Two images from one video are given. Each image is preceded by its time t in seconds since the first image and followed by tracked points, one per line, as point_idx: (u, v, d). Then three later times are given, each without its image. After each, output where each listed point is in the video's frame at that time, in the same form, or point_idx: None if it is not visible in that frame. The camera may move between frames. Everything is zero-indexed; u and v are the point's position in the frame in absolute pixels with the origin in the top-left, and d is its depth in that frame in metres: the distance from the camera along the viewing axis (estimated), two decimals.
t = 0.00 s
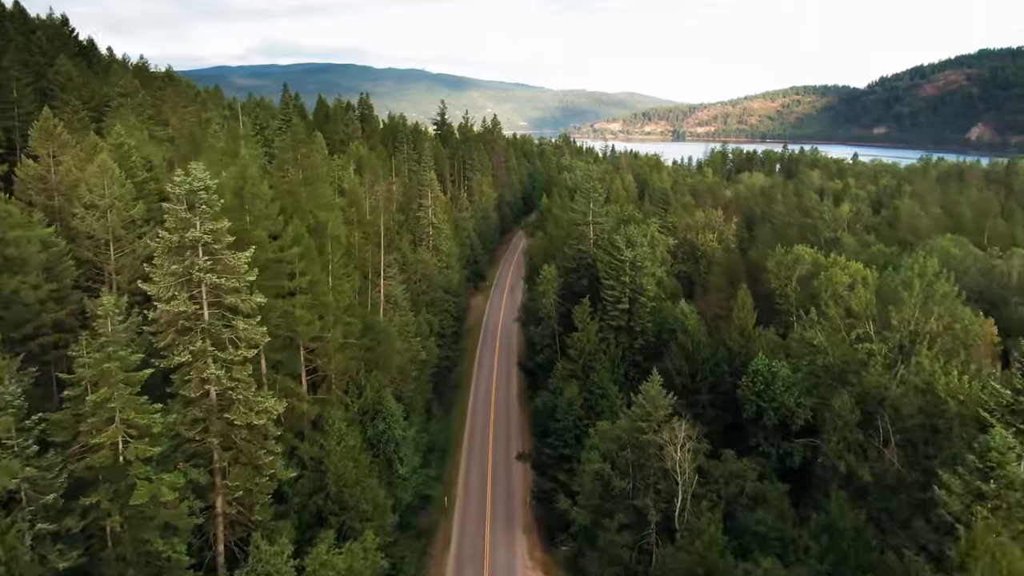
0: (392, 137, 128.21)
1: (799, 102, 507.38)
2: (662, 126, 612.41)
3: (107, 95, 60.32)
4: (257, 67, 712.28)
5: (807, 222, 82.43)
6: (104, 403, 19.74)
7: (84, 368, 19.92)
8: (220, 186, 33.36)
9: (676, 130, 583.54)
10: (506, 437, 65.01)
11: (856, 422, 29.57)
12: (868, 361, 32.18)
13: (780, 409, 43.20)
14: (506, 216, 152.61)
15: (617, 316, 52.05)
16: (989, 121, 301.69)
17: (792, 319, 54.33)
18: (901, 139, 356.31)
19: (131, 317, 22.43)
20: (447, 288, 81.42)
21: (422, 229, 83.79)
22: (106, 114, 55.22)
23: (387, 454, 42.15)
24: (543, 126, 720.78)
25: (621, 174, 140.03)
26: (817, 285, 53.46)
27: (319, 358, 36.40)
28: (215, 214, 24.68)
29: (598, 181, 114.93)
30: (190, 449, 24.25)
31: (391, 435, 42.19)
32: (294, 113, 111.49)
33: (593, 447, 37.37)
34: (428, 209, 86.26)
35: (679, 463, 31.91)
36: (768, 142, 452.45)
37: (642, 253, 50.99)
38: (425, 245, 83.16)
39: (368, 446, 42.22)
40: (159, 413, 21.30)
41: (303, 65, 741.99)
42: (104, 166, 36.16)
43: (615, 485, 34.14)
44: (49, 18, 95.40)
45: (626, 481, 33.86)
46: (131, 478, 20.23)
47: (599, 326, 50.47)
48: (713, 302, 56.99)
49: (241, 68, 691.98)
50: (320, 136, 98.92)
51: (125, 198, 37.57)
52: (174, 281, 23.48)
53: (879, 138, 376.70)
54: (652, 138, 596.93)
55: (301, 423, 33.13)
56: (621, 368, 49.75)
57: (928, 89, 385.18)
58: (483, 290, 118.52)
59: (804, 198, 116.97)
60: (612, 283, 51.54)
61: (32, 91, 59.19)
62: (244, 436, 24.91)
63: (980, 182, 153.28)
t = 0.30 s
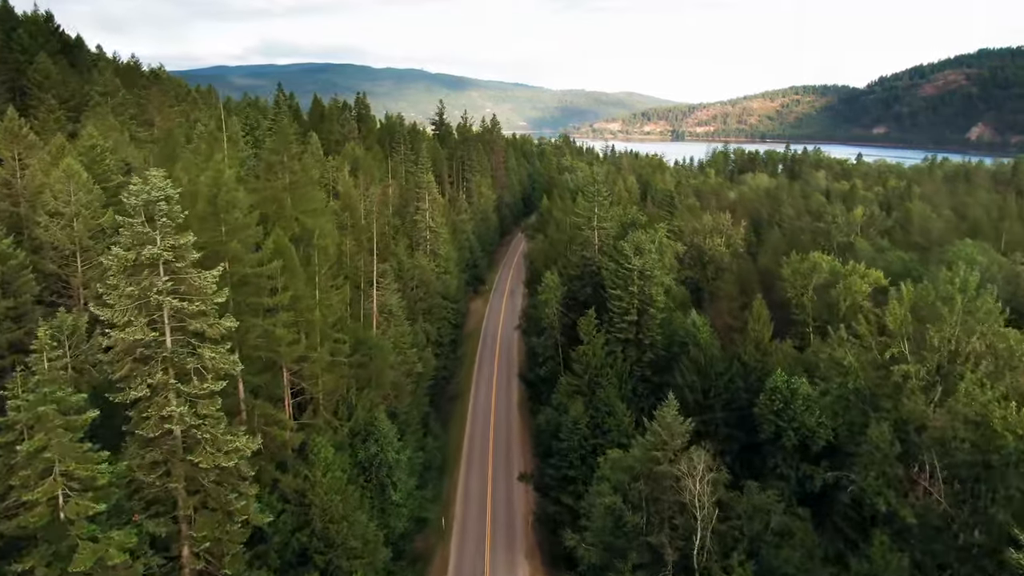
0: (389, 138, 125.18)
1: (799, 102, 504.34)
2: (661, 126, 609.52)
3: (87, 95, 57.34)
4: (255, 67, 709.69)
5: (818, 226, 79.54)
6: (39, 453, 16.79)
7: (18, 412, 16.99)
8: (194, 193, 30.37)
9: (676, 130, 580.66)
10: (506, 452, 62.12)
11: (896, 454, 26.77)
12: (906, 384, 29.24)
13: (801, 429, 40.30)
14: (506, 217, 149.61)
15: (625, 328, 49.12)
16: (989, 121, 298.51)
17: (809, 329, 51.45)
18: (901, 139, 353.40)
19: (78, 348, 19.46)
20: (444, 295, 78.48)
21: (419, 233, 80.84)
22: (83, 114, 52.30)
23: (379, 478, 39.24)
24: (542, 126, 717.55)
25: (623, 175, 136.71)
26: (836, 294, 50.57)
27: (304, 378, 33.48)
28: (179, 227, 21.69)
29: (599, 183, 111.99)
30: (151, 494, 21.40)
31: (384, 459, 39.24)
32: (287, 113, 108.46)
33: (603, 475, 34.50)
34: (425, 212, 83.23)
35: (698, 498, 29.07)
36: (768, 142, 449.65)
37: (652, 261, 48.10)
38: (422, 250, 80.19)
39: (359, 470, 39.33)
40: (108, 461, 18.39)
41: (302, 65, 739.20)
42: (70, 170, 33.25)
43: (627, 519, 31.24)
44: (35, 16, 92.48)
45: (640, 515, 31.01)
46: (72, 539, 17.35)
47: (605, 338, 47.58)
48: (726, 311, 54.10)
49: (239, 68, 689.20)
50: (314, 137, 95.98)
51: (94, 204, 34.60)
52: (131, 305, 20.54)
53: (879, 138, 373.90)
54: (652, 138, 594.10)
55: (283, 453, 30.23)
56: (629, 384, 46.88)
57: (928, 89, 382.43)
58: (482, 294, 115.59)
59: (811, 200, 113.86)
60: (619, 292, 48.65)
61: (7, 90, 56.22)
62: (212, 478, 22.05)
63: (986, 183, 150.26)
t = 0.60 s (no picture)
0: (386, 138, 122.39)
1: (800, 101, 501.55)
2: (661, 126, 606.43)
3: (67, 94, 54.66)
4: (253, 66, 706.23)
5: (829, 229, 76.84)
6: None
7: None
8: (169, 199, 27.78)
9: (675, 130, 577.79)
10: (507, 468, 59.77)
11: (940, 491, 24.23)
12: (947, 409, 26.73)
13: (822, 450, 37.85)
14: (506, 219, 146.98)
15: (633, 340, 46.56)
16: (990, 120, 294.23)
17: (825, 340, 48.99)
18: (901, 139, 350.41)
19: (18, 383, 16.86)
20: (443, 301, 75.93)
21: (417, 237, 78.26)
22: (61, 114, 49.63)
23: (373, 503, 36.78)
24: (541, 126, 714.49)
25: (626, 176, 133.95)
26: (854, 303, 48.11)
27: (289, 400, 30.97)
28: (138, 243, 19.06)
29: (602, 184, 109.30)
30: (106, 546, 18.84)
31: (377, 482, 36.71)
32: (281, 113, 105.69)
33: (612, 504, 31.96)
34: (423, 215, 80.61)
35: (718, 535, 26.55)
36: (768, 142, 446.91)
37: (662, 269, 45.54)
38: (420, 254, 77.63)
39: (351, 494, 36.86)
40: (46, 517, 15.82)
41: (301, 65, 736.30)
42: (35, 175, 30.68)
43: (639, 555, 28.73)
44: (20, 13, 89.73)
45: (653, 551, 28.49)
46: None
47: (612, 351, 45.08)
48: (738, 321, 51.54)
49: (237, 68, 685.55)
50: (308, 137, 93.31)
51: (63, 211, 31.98)
52: (82, 330, 17.97)
53: (880, 138, 371.00)
54: (651, 138, 591.17)
55: (265, 484, 27.74)
56: (637, 400, 44.37)
57: (929, 88, 379.64)
58: (481, 298, 113.12)
59: (818, 201, 111.22)
60: (626, 302, 46.15)
61: None
62: (177, 525, 19.48)
63: (992, 184, 147.32)
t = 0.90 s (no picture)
0: (383, 138, 119.68)
1: (800, 101, 499.40)
2: (660, 126, 603.85)
3: (44, 93, 51.97)
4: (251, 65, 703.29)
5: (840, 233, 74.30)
6: None
7: None
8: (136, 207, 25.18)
9: (675, 130, 575.21)
10: (507, 485, 57.41)
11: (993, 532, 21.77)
12: (994, 437, 24.03)
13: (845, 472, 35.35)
14: (505, 221, 144.39)
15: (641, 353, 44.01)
16: (989, 120, 291.29)
17: (842, 352, 46.59)
18: (902, 139, 347.79)
19: None
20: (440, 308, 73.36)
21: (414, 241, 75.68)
22: (37, 115, 46.93)
23: (364, 531, 34.14)
24: (540, 126, 711.89)
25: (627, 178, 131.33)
26: (872, 313, 45.70)
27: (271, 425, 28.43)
28: (83, 263, 16.44)
29: (604, 186, 106.81)
30: None
31: (369, 509, 34.15)
32: (275, 113, 103.09)
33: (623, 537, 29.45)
34: (420, 219, 78.00)
35: None
36: (769, 142, 444.37)
37: (673, 278, 43.06)
38: (417, 258, 75.06)
39: (341, 522, 34.29)
40: None
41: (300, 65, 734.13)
42: None
43: None
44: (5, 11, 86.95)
45: None
46: None
47: (620, 365, 42.58)
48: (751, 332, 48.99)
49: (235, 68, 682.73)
50: (303, 138, 90.77)
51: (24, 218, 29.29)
52: (14, 367, 15.27)
53: (880, 138, 368.44)
54: (650, 138, 588.51)
55: (245, 522, 25.06)
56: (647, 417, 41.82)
57: (929, 88, 377.29)
58: (480, 302, 110.66)
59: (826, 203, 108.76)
60: (634, 312, 43.65)
61: None
62: None
63: (998, 184, 144.65)
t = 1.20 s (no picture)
0: (379, 139, 117.00)
1: (800, 101, 496.91)
2: (660, 125, 601.29)
3: (19, 93, 49.33)
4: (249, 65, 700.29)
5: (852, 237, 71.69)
6: None
7: None
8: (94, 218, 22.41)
9: (674, 130, 572.79)
10: (507, 505, 55.14)
11: None
12: None
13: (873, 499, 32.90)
14: (505, 222, 141.83)
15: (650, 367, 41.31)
16: (989, 120, 288.30)
17: (862, 365, 44.18)
18: (902, 139, 345.37)
19: None
20: (438, 315, 70.84)
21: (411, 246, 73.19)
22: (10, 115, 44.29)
23: (355, 564, 31.61)
24: (540, 126, 709.12)
25: (630, 179, 128.77)
26: (894, 324, 43.25)
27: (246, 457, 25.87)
28: (10, 291, 13.78)
29: (606, 188, 104.30)
30: None
31: (359, 540, 31.67)
32: (269, 113, 100.57)
33: None
34: (417, 222, 75.42)
35: None
36: (769, 142, 441.88)
37: (684, 288, 40.60)
38: (414, 263, 72.61)
39: (330, 553, 31.82)
40: None
41: (299, 65, 731.53)
42: None
43: None
44: None
45: None
46: None
47: (628, 380, 40.11)
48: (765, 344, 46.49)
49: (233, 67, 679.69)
50: (297, 138, 88.25)
51: None
52: None
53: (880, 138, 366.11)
54: (650, 138, 585.92)
55: (219, 569, 22.52)
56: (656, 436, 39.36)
57: (929, 88, 374.99)
58: (480, 306, 108.25)
59: (833, 206, 106.18)
60: (643, 324, 41.21)
61: None
62: None
63: (1005, 185, 142.05)
